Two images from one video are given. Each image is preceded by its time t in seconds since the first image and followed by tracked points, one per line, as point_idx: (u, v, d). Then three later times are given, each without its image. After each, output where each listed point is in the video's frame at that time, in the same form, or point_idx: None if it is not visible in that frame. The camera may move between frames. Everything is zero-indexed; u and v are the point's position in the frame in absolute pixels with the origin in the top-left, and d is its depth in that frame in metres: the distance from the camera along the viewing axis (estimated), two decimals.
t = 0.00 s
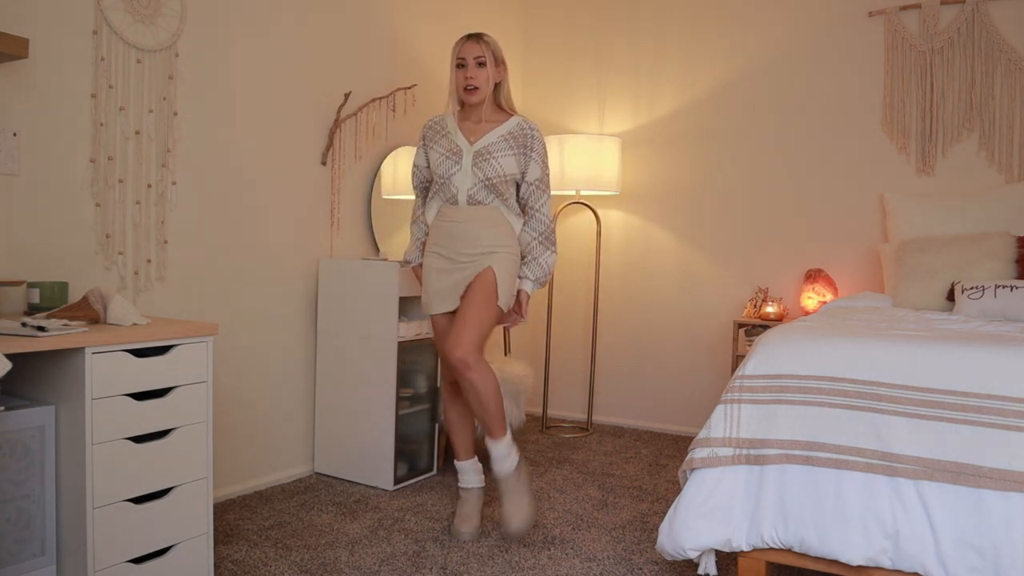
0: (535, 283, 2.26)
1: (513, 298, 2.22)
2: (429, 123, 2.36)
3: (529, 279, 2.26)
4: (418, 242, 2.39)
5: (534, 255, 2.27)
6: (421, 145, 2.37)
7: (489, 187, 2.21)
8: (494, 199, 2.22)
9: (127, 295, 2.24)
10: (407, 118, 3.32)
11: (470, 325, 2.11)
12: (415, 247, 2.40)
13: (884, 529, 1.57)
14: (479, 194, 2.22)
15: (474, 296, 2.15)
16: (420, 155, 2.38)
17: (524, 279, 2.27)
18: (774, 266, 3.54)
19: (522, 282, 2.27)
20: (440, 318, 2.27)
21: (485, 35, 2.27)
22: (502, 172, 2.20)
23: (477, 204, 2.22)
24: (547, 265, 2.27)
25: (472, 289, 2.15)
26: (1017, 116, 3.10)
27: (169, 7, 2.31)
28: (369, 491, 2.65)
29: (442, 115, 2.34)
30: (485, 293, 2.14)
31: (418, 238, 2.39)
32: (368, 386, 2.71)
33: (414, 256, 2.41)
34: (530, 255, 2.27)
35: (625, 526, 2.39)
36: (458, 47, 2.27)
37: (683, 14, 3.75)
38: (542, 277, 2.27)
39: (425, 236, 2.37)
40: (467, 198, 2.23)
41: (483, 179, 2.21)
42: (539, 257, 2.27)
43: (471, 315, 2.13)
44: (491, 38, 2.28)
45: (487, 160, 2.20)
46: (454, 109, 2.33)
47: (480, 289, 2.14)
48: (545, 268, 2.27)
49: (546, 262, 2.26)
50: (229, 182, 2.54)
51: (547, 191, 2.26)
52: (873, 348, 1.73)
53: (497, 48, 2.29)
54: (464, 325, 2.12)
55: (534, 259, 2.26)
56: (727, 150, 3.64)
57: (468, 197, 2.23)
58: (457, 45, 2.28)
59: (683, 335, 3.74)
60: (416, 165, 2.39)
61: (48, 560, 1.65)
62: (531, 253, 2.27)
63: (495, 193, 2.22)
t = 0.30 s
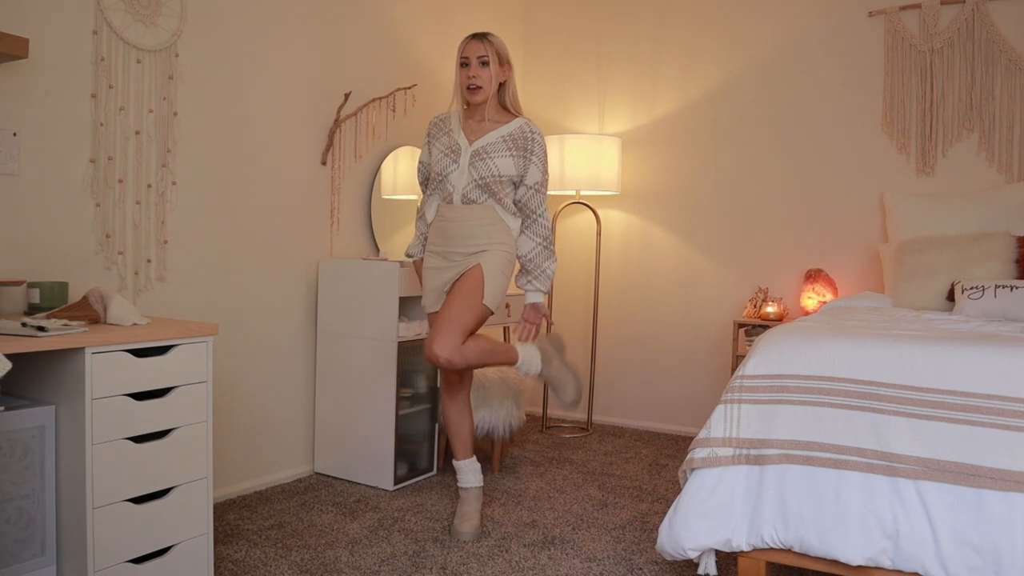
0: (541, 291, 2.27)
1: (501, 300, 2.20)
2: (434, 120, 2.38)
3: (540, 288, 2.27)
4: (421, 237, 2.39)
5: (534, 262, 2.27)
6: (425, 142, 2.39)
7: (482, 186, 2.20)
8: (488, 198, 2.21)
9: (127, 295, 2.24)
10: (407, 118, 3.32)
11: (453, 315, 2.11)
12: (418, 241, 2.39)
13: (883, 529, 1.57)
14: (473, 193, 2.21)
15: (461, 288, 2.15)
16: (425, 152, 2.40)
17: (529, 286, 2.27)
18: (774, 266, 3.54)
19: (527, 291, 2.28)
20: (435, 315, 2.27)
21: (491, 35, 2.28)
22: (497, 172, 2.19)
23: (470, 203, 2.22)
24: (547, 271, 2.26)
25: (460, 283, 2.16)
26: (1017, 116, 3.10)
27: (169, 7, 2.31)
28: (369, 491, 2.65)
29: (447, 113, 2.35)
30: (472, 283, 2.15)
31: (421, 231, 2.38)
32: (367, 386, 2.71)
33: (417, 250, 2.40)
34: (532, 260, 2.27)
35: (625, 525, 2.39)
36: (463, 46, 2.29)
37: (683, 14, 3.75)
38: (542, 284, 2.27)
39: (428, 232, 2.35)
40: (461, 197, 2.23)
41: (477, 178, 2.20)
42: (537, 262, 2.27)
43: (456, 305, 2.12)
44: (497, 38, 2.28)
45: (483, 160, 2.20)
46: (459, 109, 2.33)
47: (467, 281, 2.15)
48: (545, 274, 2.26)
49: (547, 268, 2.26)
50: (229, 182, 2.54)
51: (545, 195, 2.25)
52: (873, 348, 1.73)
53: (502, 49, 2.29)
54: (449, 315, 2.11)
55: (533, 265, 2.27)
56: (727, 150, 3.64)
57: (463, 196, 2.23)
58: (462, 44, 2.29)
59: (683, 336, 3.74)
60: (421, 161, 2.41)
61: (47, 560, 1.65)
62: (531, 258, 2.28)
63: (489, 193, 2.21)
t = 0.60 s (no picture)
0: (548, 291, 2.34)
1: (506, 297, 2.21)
2: (432, 117, 2.37)
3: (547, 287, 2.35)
4: (421, 235, 2.39)
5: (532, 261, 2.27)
6: (423, 139, 2.38)
7: (479, 186, 2.20)
8: (486, 197, 2.21)
9: (127, 295, 2.24)
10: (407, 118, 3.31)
11: (463, 316, 2.11)
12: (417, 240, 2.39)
13: (883, 529, 1.57)
14: (471, 192, 2.21)
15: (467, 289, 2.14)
16: (423, 150, 2.39)
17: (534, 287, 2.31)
18: (774, 266, 3.54)
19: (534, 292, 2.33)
20: (440, 316, 2.27)
21: (489, 33, 2.28)
22: (494, 172, 2.19)
23: (468, 203, 2.22)
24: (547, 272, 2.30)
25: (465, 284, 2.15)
26: (1018, 116, 3.10)
27: (169, 7, 2.31)
28: (369, 491, 2.65)
29: (446, 111, 2.34)
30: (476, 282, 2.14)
31: (420, 229, 2.37)
32: (368, 385, 2.71)
33: (416, 248, 2.40)
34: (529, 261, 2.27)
35: (625, 525, 2.39)
36: (462, 44, 2.28)
37: (682, 14, 3.75)
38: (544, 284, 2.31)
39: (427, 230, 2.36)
40: (460, 197, 2.23)
41: (474, 178, 2.20)
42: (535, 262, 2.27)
43: (464, 307, 2.12)
44: (495, 37, 2.28)
45: (481, 159, 2.20)
46: (457, 107, 2.33)
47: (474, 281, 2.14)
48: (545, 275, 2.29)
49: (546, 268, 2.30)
50: (229, 182, 2.54)
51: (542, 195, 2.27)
52: (872, 348, 1.73)
53: (500, 47, 2.29)
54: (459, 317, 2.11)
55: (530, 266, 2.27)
56: (726, 150, 3.64)
57: (461, 196, 2.23)
58: (460, 42, 2.29)
59: (683, 336, 3.74)
60: (419, 160, 2.41)
61: (47, 560, 1.65)
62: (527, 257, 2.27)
63: (487, 192, 2.21)
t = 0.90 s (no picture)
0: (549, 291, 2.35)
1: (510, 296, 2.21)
2: (431, 118, 2.37)
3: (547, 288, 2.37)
4: (420, 238, 2.39)
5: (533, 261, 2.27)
6: (422, 140, 2.38)
7: (483, 186, 2.21)
8: (489, 197, 2.22)
9: (127, 295, 2.24)
10: (407, 118, 3.31)
11: (467, 315, 2.11)
12: (416, 242, 2.39)
13: (883, 529, 1.57)
14: (474, 192, 2.22)
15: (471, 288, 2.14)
16: (422, 151, 2.38)
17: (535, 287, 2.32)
18: (774, 266, 3.54)
19: (535, 292, 2.34)
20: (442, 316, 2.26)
21: (488, 33, 2.27)
22: (498, 172, 2.19)
23: (472, 203, 2.22)
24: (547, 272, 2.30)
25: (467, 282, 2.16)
26: (1018, 116, 3.10)
27: (169, 7, 2.31)
28: (369, 491, 2.65)
29: (445, 111, 2.33)
30: (478, 281, 2.14)
31: (419, 231, 2.37)
32: (368, 385, 2.71)
33: (416, 251, 2.40)
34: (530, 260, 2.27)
35: (625, 525, 2.39)
36: (461, 44, 2.27)
37: (682, 14, 3.75)
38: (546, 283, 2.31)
39: (427, 232, 2.37)
40: (463, 198, 2.23)
41: (478, 178, 2.20)
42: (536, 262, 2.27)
43: (468, 305, 2.12)
44: (494, 36, 2.28)
45: (484, 160, 2.20)
46: (456, 107, 2.32)
47: (477, 280, 2.15)
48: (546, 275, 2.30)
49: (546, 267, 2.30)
50: (229, 182, 2.54)
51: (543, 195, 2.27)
52: (873, 348, 1.73)
53: (499, 47, 2.29)
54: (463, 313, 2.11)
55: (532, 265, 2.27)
56: (726, 150, 3.64)
57: (464, 196, 2.23)
58: (459, 43, 2.28)
59: (683, 336, 3.74)
60: (418, 160, 2.40)
61: (47, 560, 1.65)
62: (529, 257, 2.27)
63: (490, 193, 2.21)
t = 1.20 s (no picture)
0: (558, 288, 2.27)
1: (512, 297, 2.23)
2: (431, 118, 2.36)
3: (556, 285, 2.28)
4: (420, 240, 2.38)
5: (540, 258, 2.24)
6: (422, 140, 2.37)
7: (487, 184, 2.20)
8: (493, 196, 2.22)
9: (127, 296, 2.24)
10: (407, 118, 3.31)
11: (466, 313, 2.13)
12: (416, 245, 2.38)
13: (883, 529, 1.57)
14: (479, 190, 2.21)
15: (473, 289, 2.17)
16: (422, 151, 2.37)
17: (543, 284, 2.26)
18: (774, 266, 3.54)
19: (543, 289, 2.26)
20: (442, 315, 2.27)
21: (490, 33, 2.28)
22: (502, 170, 2.19)
23: (476, 201, 2.22)
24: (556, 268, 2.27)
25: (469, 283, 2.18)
26: (1018, 116, 3.10)
27: (169, 7, 2.31)
28: (369, 491, 2.65)
29: (446, 111, 2.33)
30: (480, 282, 2.16)
31: (419, 233, 2.37)
32: (367, 385, 2.71)
33: (416, 254, 2.39)
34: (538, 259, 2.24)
35: (625, 525, 2.39)
36: (462, 44, 2.28)
37: (683, 14, 3.75)
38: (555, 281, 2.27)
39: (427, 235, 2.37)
40: (467, 196, 2.22)
41: (482, 176, 2.20)
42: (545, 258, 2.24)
43: (468, 304, 2.15)
44: (495, 36, 2.28)
45: (488, 158, 2.19)
46: (457, 107, 2.32)
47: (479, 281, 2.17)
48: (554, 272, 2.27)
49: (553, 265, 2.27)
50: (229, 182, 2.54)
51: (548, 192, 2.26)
52: (872, 348, 1.73)
53: (501, 47, 2.29)
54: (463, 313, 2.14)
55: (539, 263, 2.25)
56: (726, 150, 3.64)
57: (468, 195, 2.22)
58: (461, 42, 2.28)
59: (683, 336, 3.74)
60: (417, 160, 2.38)
61: (47, 560, 1.65)
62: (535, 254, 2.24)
63: (494, 191, 2.21)
